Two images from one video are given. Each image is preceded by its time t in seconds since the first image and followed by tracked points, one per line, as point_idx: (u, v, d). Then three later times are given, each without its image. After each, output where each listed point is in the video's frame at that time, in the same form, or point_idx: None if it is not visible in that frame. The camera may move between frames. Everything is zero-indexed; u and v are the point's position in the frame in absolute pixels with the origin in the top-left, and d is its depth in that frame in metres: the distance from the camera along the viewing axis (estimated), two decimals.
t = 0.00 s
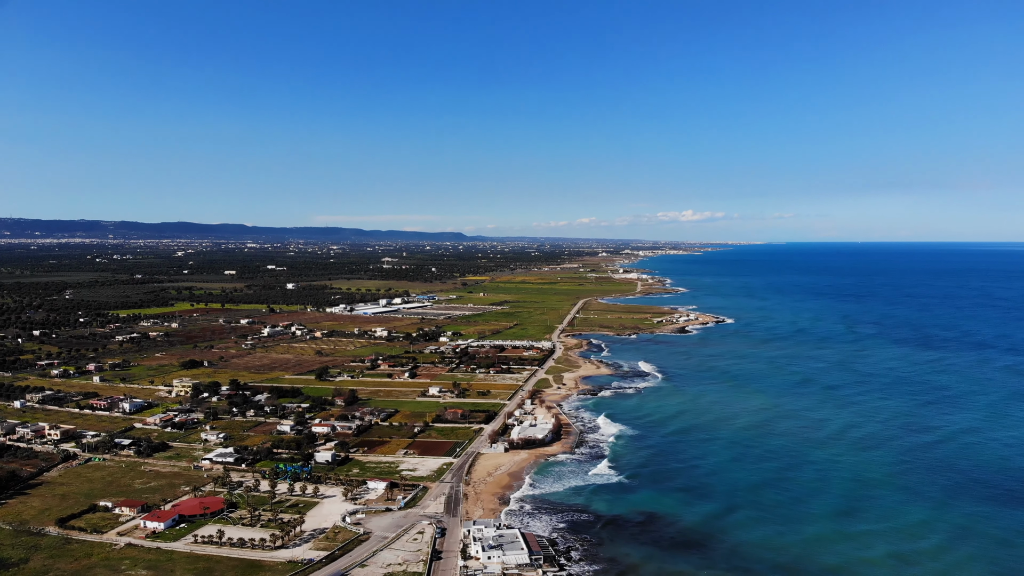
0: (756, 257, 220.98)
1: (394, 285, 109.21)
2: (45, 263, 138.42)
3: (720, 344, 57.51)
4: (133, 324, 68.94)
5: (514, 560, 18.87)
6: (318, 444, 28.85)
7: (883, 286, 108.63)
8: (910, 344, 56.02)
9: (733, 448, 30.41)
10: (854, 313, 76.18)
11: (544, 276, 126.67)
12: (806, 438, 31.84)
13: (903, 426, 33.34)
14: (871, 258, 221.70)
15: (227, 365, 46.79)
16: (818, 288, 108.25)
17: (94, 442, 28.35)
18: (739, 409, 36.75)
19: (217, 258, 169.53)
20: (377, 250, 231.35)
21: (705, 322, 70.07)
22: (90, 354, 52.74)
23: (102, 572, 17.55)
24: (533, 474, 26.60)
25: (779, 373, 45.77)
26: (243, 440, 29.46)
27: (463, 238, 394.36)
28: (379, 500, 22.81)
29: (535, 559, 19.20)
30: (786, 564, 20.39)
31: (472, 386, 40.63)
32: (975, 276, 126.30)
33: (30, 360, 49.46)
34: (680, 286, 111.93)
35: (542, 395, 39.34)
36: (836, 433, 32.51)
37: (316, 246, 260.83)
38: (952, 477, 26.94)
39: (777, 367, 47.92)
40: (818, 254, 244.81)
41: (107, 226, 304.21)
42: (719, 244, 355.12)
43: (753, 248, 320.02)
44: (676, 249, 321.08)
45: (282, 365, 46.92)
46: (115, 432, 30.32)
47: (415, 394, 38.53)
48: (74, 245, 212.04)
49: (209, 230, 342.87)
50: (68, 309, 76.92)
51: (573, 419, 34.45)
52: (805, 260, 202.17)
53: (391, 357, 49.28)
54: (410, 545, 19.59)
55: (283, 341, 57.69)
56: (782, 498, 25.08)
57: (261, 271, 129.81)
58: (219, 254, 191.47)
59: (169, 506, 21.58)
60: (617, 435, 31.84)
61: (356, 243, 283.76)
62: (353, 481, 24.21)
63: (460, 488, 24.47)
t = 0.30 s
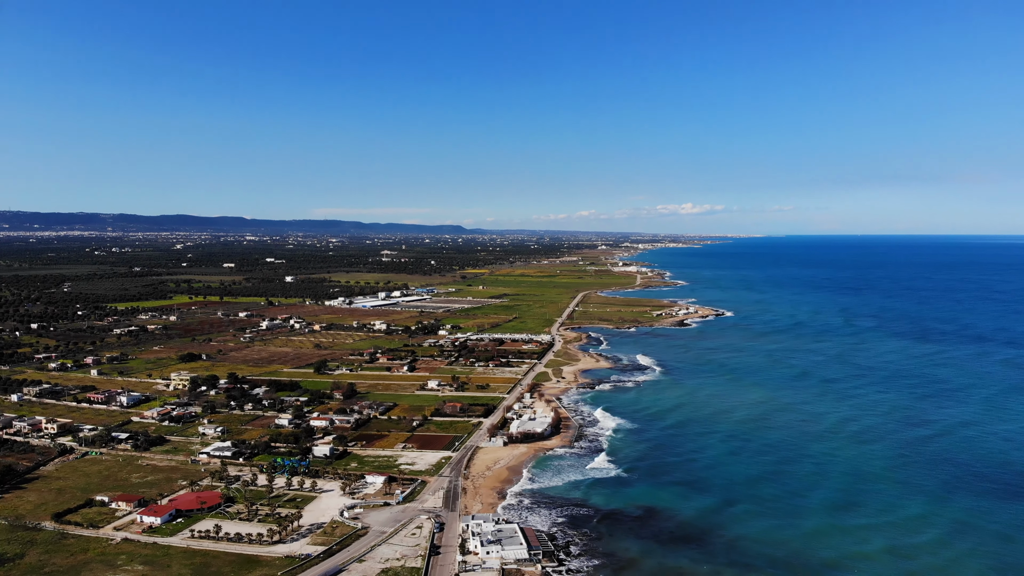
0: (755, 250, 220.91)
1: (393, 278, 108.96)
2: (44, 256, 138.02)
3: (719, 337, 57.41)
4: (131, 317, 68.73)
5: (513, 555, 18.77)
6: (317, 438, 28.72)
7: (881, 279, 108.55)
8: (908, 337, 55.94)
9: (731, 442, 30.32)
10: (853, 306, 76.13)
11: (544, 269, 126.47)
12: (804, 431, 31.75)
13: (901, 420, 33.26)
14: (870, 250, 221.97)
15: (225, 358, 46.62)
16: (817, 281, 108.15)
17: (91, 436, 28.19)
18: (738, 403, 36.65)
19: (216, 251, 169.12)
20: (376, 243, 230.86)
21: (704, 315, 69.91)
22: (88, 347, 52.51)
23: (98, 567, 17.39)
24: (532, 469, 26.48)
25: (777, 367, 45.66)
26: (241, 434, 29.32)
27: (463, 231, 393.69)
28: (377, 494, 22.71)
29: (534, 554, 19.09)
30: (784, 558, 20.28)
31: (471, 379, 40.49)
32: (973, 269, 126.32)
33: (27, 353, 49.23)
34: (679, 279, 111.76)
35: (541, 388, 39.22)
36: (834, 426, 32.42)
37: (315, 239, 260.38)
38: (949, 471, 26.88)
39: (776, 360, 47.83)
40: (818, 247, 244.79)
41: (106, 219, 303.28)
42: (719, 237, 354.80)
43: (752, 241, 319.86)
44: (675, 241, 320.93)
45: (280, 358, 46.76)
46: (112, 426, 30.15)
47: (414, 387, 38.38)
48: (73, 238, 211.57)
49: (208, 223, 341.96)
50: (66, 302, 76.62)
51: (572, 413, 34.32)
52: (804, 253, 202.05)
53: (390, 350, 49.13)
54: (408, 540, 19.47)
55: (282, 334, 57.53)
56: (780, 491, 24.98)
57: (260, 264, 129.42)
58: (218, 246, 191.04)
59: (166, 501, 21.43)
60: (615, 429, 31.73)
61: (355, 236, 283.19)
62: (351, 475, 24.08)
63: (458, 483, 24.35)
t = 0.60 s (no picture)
0: (755, 242, 220.63)
1: (393, 271, 108.73)
2: (43, 248, 137.75)
3: (719, 330, 57.26)
4: (130, 310, 68.51)
5: (512, 550, 18.67)
6: (315, 432, 28.60)
7: (881, 272, 108.42)
8: (907, 330, 55.81)
9: (730, 435, 30.22)
10: (852, 299, 75.99)
11: (544, 262, 126.29)
12: (803, 425, 31.63)
13: (899, 413, 33.15)
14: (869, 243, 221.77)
15: (224, 351, 46.45)
16: (816, 273, 107.97)
17: (88, 430, 28.05)
18: (737, 396, 36.55)
19: (215, 244, 168.81)
20: (376, 235, 230.39)
21: (704, 308, 69.75)
22: (86, 340, 52.34)
23: (94, 562, 17.27)
24: (532, 463, 26.37)
25: (776, 360, 45.54)
26: (239, 428, 29.18)
27: (462, 223, 393.37)
28: (376, 489, 22.60)
29: (533, 549, 18.97)
30: (782, 552, 20.18)
31: (471, 373, 40.34)
32: (972, 262, 126.36)
33: (25, 346, 49.05)
34: (679, 272, 111.54)
35: (541, 381, 39.10)
36: (833, 420, 32.32)
37: (315, 231, 260.20)
38: (947, 464, 26.79)
39: (775, 353, 47.73)
40: (817, 240, 244.72)
41: (106, 212, 303.13)
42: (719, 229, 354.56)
43: (752, 234, 319.71)
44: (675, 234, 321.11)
45: (279, 351, 46.59)
46: (110, 419, 30.01)
47: (413, 381, 38.26)
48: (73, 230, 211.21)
49: (207, 215, 340.92)
50: (65, 295, 76.39)
51: (572, 406, 34.20)
52: (803, 246, 201.95)
53: (389, 343, 48.99)
54: (407, 535, 19.37)
55: (281, 327, 57.38)
56: (778, 485, 24.88)
57: (259, 257, 129.09)
58: (217, 239, 190.53)
59: (163, 495, 21.29)
60: (615, 422, 31.61)
61: (354, 229, 282.85)
62: (350, 469, 23.97)
63: (458, 477, 24.24)
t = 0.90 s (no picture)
0: (754, 235, 220.18)
1: (393, 264, 108.51)
2: (43, 241, 137.47)
3: (719, 323, 57.16)
4: (129, 303, 68.36)
5: (512, 545, 18.56)
6: (314, 426, 28.47)
7: (880, 265, 108.23)
8: (906, 323, 55.72)
9: (729, 428, 30.11)
10: (851, 292, 75.84)
11: (544, 255, 126.03)
12: (801, 418, 31.51)
13: (898, 406, 33.06)
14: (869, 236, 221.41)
15: (223, 344, 46.33)
16: (816, 266, 107.74)
17: (86, 424, 27.92)
18: (737, 389, 36.44)
19: (214, 236, 168.48)
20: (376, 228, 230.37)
21: (704, 301, 69.59)
22: (85, 333, 52.21)
23: (91, 557, 17.15)
24: (531, 457, 26.24)
25: (775, 353, 45.41)
26: (238, 421, 29.08)
27: (461, 216, 392.86)
28: (374, 483, 22.47)
29: (533, 543, 18.87)
30: (781, 547, 20.08)
31: (470, 366, 40.22)
32: (972, 255, 126.23)
33: (24, 340, 48.91)
34: (679, 264, 111.37)
35: (541, 375, 38.97)
36: (832, 413, 32.21)
37: (315, 224, 259.81)
38: (946, 457, 26.71)
39: (774, 346, 47.60)
40: (817, 233, 244.43)
41: (106, 204, 302.56)
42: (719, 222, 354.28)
43: (752, 226, 319.30)
44: (675, 227, 320.72)
45: (278, 345, 46.46)
46: (108, 413, 29.91)
47: (412, 374, 38.14)
48: (73, 223, 211.04)
49: (207, 208, 340.24)
50: (64, 288, 76.21)
51: (571, 400, 34.08)
52: (802, 238, 201.47)
53: (389, 336, 48.88)
54: (405, 530, 19.26)
55: (280, 321, 57.24)
56: (777, 478, 24.79)
57: (258, 250, 128.80)
58: (217, 232, 190.36)
59: (160, 489, 21.17)
60: (614, 415, 31.50)
61: (354, 222, 282.39)
62: (348, 463, 23.85)
63: (457, 471, 24.12)
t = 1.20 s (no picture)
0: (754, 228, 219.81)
1: (393, 258, 108.21)
2: (42, 235, 137.12)
3: (718, 317, 57.01)
4: (127, 296, 68.12)
5: (511, 541, 18.44)
6: (313, 420, 28.34)
7: (880, 259, 107.94)
8: (906, 316, 55.59)
9: (728, 422, 29.99)
10: (851, 286, 75.67)
11: (544, 249, 125.71)
12: (800, 412, 31.39)
13: (898, 399, 32.94)
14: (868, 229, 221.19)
15: (221, 338, 46.16)
16: (816, 260, 107.54)
17: (83, 418, 27.77)
18: (736, 383, 36.30)
19: (214, 230, 167.90)
20: (376, 222, 229.94)
21: (704, 294, 69.36)
22: (83, 326, 52.03)
23: (88, 553, 17.01)
24: (531, 451, 26.13)
25: (774, 347, 45.30)
26: (236, 416, 28.94)
27: (461, 209, 392.30)
28: (374, 478, 22.35)
29: (532, 539, 18.75)
30: (780, 541, 19.99)
31: (470, 360, 40.06)
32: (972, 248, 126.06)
33: (22, 333, 48.73)
34: (679, 258, 111.14)
35: (541, 369, 38.83)
36: (831, 407, 32.10)
37: (315, 217, 259.52)
38: (945, 451, 26.61)
39: (773, 340, 47.45)
40: (817, 226, 244.12)
41: (105, 197, 302.02)
42: (719, 215, 353.99)
43: (752, 220, 319.07)
44: (675, 220, 320.44)
45: (277, 338, 46.30)
46: (106, 407, 29.76)
47: (412, 368, 37.98)
48: (73, 216, 210.90)
49: (207, 202, 339.18)
50: (63, 282, 75.95)
51: (571, 394, 33.95)
52: (802, 232, 201.11)
53: (388, 330, 48.73)
54: (404, 525, 19.13)
55: (279, 314, 57.06)
56: (776, 473, 24.69)
57: (258, 243, 128.47)
58: (217, 225, 189.83)
59: (158, 484, 21.04)
60: (615, 410, 31.35)
61: (354, 216, 281.93)
62: (347, 458, 23.72)
63: (457, 466, 23.98)
